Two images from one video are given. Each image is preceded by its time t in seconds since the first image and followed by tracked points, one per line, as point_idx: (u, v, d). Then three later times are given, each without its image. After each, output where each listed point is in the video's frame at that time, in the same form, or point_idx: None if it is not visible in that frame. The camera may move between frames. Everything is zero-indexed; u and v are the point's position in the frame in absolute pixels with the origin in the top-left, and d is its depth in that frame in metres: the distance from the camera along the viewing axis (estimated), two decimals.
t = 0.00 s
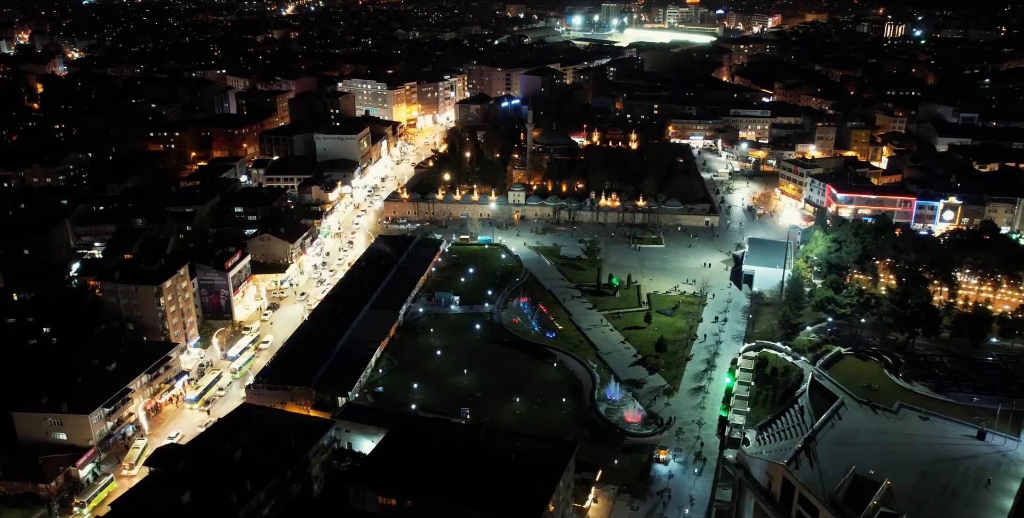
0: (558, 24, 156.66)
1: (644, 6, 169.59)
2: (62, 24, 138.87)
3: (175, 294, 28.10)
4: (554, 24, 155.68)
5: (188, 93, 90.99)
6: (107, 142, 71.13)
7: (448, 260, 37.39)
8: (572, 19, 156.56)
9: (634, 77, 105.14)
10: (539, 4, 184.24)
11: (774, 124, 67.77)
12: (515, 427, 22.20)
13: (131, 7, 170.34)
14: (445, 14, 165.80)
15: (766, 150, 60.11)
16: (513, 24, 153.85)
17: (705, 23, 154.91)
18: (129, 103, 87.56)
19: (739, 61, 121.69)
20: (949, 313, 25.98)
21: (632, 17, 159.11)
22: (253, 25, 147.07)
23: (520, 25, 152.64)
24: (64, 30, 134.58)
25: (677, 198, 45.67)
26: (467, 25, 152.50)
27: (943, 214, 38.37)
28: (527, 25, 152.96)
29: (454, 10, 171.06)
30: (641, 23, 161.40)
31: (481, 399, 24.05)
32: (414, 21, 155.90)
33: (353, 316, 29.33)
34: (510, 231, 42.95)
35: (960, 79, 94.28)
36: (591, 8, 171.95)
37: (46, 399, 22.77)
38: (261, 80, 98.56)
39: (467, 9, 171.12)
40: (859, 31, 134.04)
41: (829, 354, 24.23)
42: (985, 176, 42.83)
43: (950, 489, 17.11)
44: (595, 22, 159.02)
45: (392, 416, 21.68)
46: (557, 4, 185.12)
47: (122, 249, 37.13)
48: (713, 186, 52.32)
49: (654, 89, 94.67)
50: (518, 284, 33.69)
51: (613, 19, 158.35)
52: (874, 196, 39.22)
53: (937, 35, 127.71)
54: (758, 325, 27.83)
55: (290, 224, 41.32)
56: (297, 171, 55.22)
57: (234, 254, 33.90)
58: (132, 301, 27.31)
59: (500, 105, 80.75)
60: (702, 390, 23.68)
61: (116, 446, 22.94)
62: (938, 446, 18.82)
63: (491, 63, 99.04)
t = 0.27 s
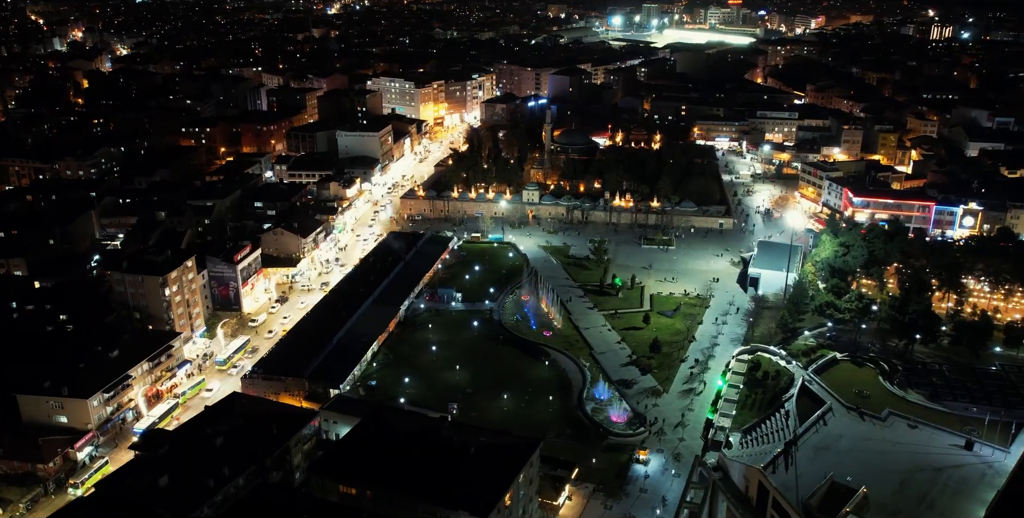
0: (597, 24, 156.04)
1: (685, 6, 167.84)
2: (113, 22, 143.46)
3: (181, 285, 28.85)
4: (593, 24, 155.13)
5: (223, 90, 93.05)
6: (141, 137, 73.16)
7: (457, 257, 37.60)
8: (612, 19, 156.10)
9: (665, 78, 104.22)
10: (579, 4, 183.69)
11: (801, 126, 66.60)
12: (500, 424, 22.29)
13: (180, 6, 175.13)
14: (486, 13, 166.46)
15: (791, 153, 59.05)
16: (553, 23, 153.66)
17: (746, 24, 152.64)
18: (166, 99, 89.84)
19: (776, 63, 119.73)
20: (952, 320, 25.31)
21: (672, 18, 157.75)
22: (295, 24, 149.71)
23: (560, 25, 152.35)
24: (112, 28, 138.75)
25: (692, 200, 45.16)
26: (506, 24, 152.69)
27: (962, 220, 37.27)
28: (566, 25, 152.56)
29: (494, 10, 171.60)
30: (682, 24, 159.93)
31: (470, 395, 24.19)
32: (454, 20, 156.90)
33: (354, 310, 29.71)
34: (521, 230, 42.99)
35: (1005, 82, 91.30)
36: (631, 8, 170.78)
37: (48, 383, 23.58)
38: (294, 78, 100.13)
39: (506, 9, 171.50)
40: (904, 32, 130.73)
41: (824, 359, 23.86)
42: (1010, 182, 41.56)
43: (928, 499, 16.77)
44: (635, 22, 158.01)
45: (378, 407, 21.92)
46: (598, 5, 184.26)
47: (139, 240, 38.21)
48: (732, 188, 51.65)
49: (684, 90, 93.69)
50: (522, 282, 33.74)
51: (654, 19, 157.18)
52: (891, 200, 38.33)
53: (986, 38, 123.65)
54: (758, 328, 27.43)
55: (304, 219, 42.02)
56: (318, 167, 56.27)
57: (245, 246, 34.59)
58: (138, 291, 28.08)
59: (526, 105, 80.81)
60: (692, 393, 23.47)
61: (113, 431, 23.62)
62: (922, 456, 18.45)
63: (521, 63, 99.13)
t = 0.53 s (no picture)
0: (638, 25, 155.24)
1: (726, 7, 165.70)
2: (162, 20, 147.43)
3: (186, 277, 29.50)
4: (633, 25, 154.41)
5: (257, 87, 94.78)
6: (173, 132, 74.96)
7: (463, 255, 37.76)
8: (652, 20, 155.28)
9: (698, 79, 103.14)
10: (621, 5, 182.88)
11: (827, 129, 65.15)
12: (483, 421, 22.33)
13: (227, 4, 179.27)
14: (527, 13, 166.63)
15: (815, 156, 58.04)
16: (592, 24, 153.11)
17: (789, 25, 150.07)
18: (201, 95, 91.90)
19: (814, 65, 117.60)
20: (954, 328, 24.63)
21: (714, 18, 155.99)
22: (336, 22, 151.85)
23: (599, 25, 151.96)
24: (157, 26, 142.50)
25: (707, 201, 44.61)
26: (543, 24, 152.55)
27: (981, 227, 36.21)
28: (604, 25, 151.83)
29: (534, 9, 171.57)
30: (723, 25, 158.08)
31: (458, 391, 24.26)
32: (494, 19, 157.39)
33: (354, 305, 30.07)
34: (532, 229, 43.00)
35: None
36: (670, 9, 169.30)
37: (49, 369, 24.32)
38: (326, 76, 101.44)
39: (545, 9, 171.31)
40: (949, 34, 127.13)
41: (817, 364, 23.43)
42: None
43: (902, 510, 16.43)
44: (676, 23, 157.00)
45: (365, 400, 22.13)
46: (637, 5, 183.07)
47: (155, 232, 39.16)
48: (751, 190, 50.85)
49: (714, 91, 92.52)
50: (524, 281, 33.73)
51: (694, 20, 155.82)
52: (907, 205, 37.51)
53: None
54: (755, 331, 27.02)
55: (317, 215, 42.62)
56: (338, 164, 56.87)
57: (254, 240, 35.22)
58: (143, 282, 28.77)
59: (552, 104, 80.69)
60: (679, 395, 23.23)
61: (110, 418, 24.30)
62: (902, 466, 18.06)
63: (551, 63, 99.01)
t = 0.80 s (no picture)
0: (671, 25, 153.98)
1: (761, 8, 163.49)
2: (199, 19, 150.34)
3: (187, 270, 29.99)
4: (666, 24, 153.21)
5: (283, 85, 96.00)
6: (198, 128, 76.40)
7: (467, 253, 37.84)
8: (685, 20, 153.82)
9: (721, 80, 101.84)
10: (654, 5, 181.57)
11: (849, 132, 63.71)
12: (465, 419, 22.37)
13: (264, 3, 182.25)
14: (560, 12, 166.21)
15: (833, 158, 57.03)
16: (625, 24, 152.23)
17: (825, 26, 147.40)
18: (229, 92, 93.42)
19: (845, 66, 115.57)
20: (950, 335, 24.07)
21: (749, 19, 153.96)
22: (368, 21, 153.17)
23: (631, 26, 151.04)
24: (194, 24, 145.26)
25: (716, 203, 44.15)
26: (574, 24, 152.00)
27: (995, 232, 35.31)
28: (636, 26, 150.82)
29: (567, 9, 171.13)
30: (758, 25, 155.90)
31: (444, 388, 24.31)
32: (525, 19, 157.38)
33: (350, 300, 30.31)
34: (539, 228, 42.94)
35: None
36: (704, 9, 167.54)
37: (48, 358, 24.99)
38: (351, 74, 102.31)
39: (579, 9, 170.78)
40: (990, 36, 123.60)
41: (806, 368, 23.03)
42: None
43: None
44: (710, 23, 155.35)
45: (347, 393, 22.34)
46: (670, 5, 181.50)
47: (165, 225, 39.95)
48: (765, 192, 50.11)
49: (738, 91, 91.36)
50: (523, 280, 33.68)
51: (728, 21, 154.10)
52: (919, 210, 36.69)
53: None
54: (750, 334, 26.63)
55: (325, 212, 43.08)
56: (354, 161, 57.44)
57: (259, 235, 35.69)
58: (145, 274, 29.36)
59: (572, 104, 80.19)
60: (666, 397, 23.00)
61: (106, 406, 24.77)
62: (881, 474, 17.72)
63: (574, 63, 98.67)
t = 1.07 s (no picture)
0: (708, 25, 152.09)
1: (802, 8, 160.68)
2: (239, 16, 152.89)
3: (187, 262, 30.60)
4: (703, 25, 151.41)
5: (311, 82, 97.14)
6: (224, 124, 77.78)
7: (469, 251, 37.93)
8: (723, 20, 151.83)
9: (749, 81, 100.19)
10: (693, 5, 179.35)
11: (872, 134, 62.40)
12: (443, 416, 22.49)
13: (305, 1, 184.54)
14: (598, 12, 165.08)
15: (854, 161, 55.85)
16: (661, 25, 150.84)
17: (866, 27, 143.98)
18: (258, 89, 94.95)
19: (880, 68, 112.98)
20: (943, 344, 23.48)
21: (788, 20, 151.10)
22: (404, 19, 154.13)
23: (668, 26, 149.62)
24: (234, 22, 147.70)
25: (726, 204, 43.58)
26: (609, 23, 151.12)
27: (1009, 239, 34.32)
28: (672, 27, 149.39)
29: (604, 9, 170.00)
30: (797, 26, 152.88)
31: (427, 384, 24.44)
32: (562, 18, 156.66)
33: (345, 296, 30.60)
34: (545, 228, 42.86)
35: None
36: (743, 10, 165.27)
37: (46, 344, 25.70)
38: (378, 72, 103.06)
39: (617, 9, 169.65)
40: None
41: (790, 373, 22.64)
42: None
43: None
44: (748, 24, 152.94)
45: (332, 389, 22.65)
46: (708, 6, 179.39)
47: (176, 219, 40.78)
48: (780, 195, 49.32)
49: (767, 91, 89.94)
50: (521, 279, 33.67)
51: (767, 21, 151.64)
52: (930, 214, 35.78)
53: None
54: (740, 337, 26.26)
55: (334, 208, 43.57)
56: (369, 158, 57.95)
57: (264, 230, 36.20)
58: (147, 265, 30.02)
59: (593, 104, 79.88)
60: (647, 398, 22.81)
61: (100, 393, 25.40)
62: (850, 482, 17.34)
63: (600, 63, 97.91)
